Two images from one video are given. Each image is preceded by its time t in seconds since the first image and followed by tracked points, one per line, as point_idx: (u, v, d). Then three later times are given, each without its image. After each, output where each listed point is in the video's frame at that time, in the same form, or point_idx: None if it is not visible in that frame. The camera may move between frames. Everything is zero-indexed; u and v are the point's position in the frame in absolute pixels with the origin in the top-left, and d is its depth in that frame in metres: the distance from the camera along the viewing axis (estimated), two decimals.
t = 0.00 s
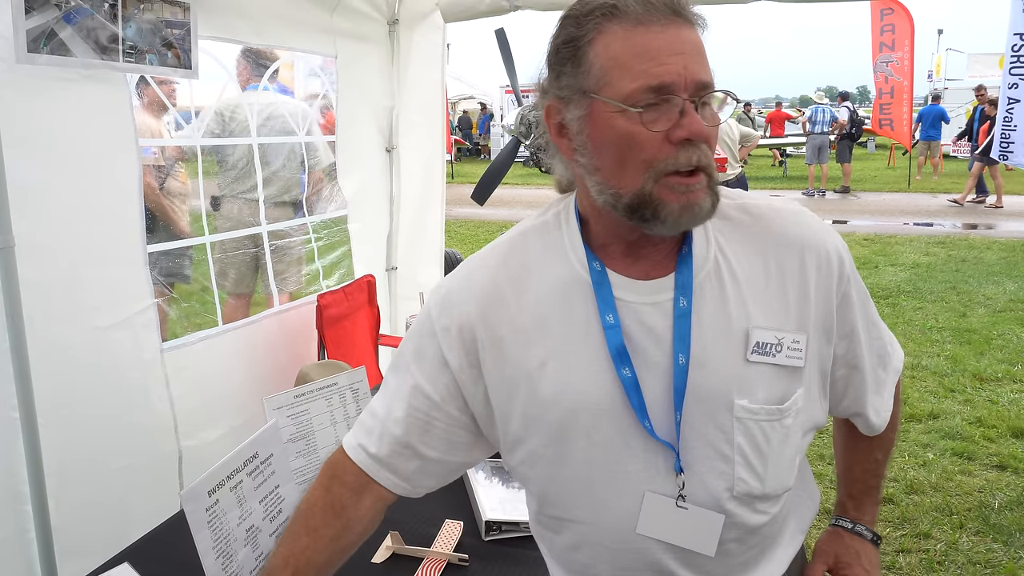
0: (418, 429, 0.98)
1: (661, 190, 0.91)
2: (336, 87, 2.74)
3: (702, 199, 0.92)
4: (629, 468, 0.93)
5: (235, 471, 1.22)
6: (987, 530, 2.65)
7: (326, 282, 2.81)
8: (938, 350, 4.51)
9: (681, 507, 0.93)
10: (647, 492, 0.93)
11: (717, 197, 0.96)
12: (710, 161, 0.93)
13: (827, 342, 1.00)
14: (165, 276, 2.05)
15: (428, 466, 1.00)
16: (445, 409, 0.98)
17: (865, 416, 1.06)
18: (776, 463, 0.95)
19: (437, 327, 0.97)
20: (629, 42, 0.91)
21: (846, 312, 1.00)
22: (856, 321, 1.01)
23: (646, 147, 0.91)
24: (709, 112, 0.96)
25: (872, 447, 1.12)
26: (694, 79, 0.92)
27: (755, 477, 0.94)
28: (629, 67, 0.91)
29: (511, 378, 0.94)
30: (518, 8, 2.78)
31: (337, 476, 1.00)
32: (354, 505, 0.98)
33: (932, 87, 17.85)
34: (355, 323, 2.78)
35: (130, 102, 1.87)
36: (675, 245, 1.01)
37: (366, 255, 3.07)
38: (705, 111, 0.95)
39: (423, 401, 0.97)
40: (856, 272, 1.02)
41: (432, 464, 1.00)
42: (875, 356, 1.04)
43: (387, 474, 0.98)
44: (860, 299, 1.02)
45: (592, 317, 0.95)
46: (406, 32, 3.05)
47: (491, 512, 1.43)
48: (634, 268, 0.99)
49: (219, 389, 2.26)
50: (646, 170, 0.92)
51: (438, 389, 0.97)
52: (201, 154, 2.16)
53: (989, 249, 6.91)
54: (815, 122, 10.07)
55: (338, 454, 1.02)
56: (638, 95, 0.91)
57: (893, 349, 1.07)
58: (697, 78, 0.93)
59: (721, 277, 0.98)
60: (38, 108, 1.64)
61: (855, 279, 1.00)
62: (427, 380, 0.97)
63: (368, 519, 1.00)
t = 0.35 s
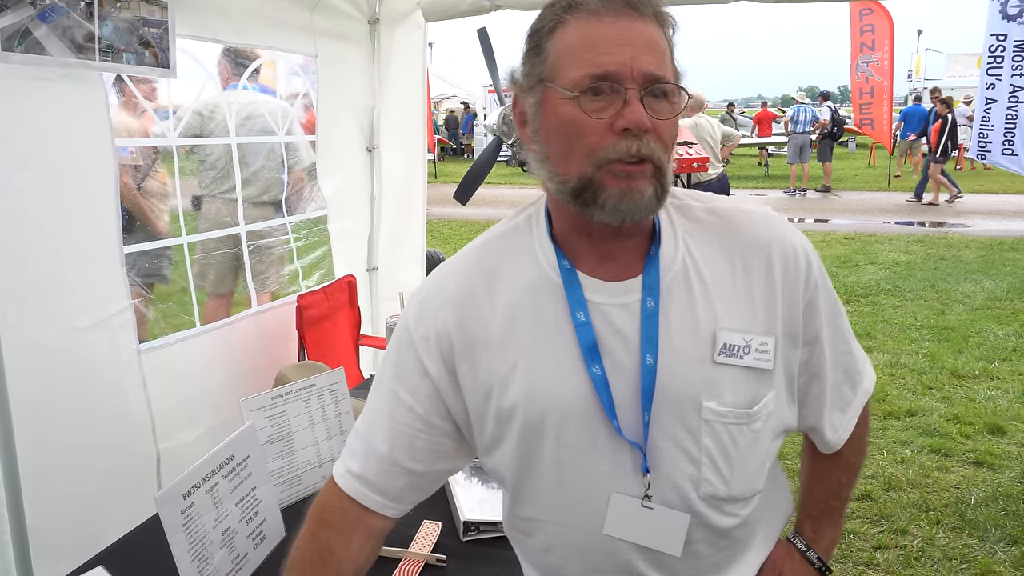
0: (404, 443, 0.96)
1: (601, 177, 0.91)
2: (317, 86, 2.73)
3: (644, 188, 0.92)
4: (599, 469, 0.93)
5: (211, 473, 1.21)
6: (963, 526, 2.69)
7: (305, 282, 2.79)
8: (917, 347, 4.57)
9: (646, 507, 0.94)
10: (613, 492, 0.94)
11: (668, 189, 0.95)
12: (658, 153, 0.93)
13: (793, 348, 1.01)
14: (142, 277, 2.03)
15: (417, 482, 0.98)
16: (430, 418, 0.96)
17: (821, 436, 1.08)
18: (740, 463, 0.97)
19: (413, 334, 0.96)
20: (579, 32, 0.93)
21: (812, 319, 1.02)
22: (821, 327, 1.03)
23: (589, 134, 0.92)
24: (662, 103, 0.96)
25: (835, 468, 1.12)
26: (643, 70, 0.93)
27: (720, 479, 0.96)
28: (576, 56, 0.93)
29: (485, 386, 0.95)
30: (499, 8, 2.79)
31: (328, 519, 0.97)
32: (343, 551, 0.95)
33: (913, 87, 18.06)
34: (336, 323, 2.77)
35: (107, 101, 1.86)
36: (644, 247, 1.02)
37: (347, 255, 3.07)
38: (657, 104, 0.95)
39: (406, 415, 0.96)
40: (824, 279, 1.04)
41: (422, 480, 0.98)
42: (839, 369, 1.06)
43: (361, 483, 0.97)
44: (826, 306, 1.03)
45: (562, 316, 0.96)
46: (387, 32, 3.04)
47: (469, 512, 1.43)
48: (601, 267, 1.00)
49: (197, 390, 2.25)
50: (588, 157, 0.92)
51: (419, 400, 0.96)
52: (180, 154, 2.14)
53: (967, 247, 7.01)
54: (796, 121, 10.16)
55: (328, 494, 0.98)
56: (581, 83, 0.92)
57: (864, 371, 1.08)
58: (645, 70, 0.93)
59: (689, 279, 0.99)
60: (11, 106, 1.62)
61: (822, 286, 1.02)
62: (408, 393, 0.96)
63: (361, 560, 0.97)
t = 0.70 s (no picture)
0: (387, 438, 0.94)
1: (643, 181, 0.91)
2: (305, 86, 2.72)
3: (679, 192, 0.93)
4: (588, 468, 0.93)
5: (193, 476, 1.20)
6: (951, 526, 2.71)
7: (292, 283, 2.78)
8: (906, 347, 4.59)
9: (637, 505, 0.93)
10: (603, 490, 0.93)
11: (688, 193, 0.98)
12: (687, 157, 0.95)
13: (782, 353, 1.01)
14: (129, 279, 2.01)
15: (400, 474, 0.97)
16: (415, 411, 0.95)
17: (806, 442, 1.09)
18: (729, 465, 0.97)
19: (401, 326, 0.95)
20: (617, 34, 0.91)
21: (799, 325, 1.03)
22: (807, 333, 1.03)
23: (631, 138, 0.91)
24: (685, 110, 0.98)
25: (819, 480, 1.13)
26: (676, 76, 0.94)
27: (709, 480, 0.95)
28: (616, 58, 0.91)
29: (473, 379, 0.94)
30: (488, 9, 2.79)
31: (307, 516, 0.94)
32: (322, 549, 0.93)
33: (901, 87, 18.14)
34: (323, 324, 2.77)
35: (91, 102, 1.84)
36: (638, 245, 1.01)
37: (335, 255, 3.05)
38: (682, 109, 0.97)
39: (392, 407, 0.94)
40: (811, 286, 1.04)
41: (404, 472, 0.97)
42: (826, 376, 1.06)
43: (343, 476, 0.95)
44: (813, 313, 1.04)
45: (552, 314, 0.95)
46: (375, 31, 3.03)
47: (455, 515, 1.43)
48: (593, 266, 1.00)
49: (183, 391, 2.23)
50: (629, 161, 0.91)
51: (405, 391, 0.95)
52: (166, 154, 2.13)
53: (955, 247, 7.05)
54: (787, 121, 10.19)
55: (307, 490, 0.96)
56: (623, 87, 0.91)
57: (849, 380, 1.09)
58: (678, 77, 0.94)
59: (680, 280, 0.99)
60: None
61: (810, 294, 1.03)
62: (394, 382, 0.95)
63: (338, 558, 0.95)
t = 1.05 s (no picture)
0: (396, 428, 0.93)
1: (660, 171, 0.90)
2: (303, 83, 2.71)
3: (696, 184, 0.93)
4: (600, 459, 0.92)
5: (193, 472, 1.19)
6: (951, 523, 2.71)
7: (291, 280, 2.77)
8: (903, 345, 4.59)
9: (649, 498, 0.92)
10: (615, 482, 0.92)
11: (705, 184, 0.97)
12: (706, 149, 0.94)
13: (792, 346, 1.01)
14: (127, 275, 2.00)
15: (408, 465, 0.95)
16: (425, 402, 0.94)
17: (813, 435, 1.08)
18: (739, 456, 0.96)
19: (413, 312, 0.93)
20: (640, 20, 0.90)
21: (809, 318, 1.02)
22: (817, 326, 1.03)
23: (651, 126, 0.90)
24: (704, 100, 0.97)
25: (823, 472, 1.12)
26: (697, 65, 0.93)
27: (720, 473, 0.95)
28: (638, 46, 0.90)
29: (485, 368, 0.92)
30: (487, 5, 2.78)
31: (317, 507, 0.93)
32: (329, 541, 0.92)
33: (897, 87, 18.20)
34: (322, 321, 2.75)
35: (88, 96, 1.82)
36: (652, 236, 1.01)
37: (333, 252, 3.04)
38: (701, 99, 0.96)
39: (402, 397, 0.93)
40: (820, 280, 1.04)
41: (412, 464, 0.95)
42: (833, 369, 1.06)
43: (351, 466, 0.94)
44: (823, 307, 1.04)
45: (567, 304, 0.94)
46: (372, 27, 3.02)
47: (457, 511, 1.41)
48: (606, 256, 0.99)
49: (181, 388, 2.22)
50: (647, 150, 0.91)
51: (415, 380, 0.93)
52: (165, 149, 2.12)
53: (952, 246, 7.07)
54: (783, 120, 10.21)
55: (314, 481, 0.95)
56: (644, 75, 0.90)
57: (853, 373, 1.10)
58: (698, 66, 0.93)
59: (694, 272, 0.98)
60: None
61: (819, 287, 1.02)
62: (404, 371, 0.93)
63: (343, 550, 0.94)
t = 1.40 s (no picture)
0: (397, 420, 0.92)
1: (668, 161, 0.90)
2: (300, 82, 2.71)
3: (703, 174, 0.93)
4: (603, 453, 0.91)
5: (189, 469, 1.18)
6: (949, 521, 2.71)
7: (289, 278, 2.77)
8: (901, 344, 4.60)
9: (652, 491, 0.92)
10: (619, 476, 0.91)
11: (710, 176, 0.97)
12: (712, 139, 0.95)
13: (794, 341, 1.01)
14: (124, 273, 1.99)
15: (408, 459, 0.95)
16: (426, 394, 0.93)
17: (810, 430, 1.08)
18: (742, 449, 0.96)
19: (414, 303, 0.92)
20: (645, 11, 0.90)
21: (810, 313, 1.02)
22: (817, 320, 1.03)
23: (658, 117, 0.90)
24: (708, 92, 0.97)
25: (821, 464, 1.13)
26: (702, 56, 0.93)
27: (723, 466, 0.94)
28: (644, 37, 0.90)
29: (487, 361, 0.91)
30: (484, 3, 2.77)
31: (315, 500, 0.93)
32: (327, 534, 0.92)
33: (893, 87, 18.23)
34: (319, 319, 2.74)
35: (83, 93, 1.81)
36: (655, 229, 1.01)
37: (330, 250, 3.03)
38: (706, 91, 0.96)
39: (403, 389, 0.92)
40: (822, 275, 1.04)
41: (412, 458, 0.95)
42: (834, 366, 1.06)
43: (350, 459, 0.93)
44: (823, 303, 1.04)
45: (571, 296, 0.94)
46: (369, 25, 3.01)
47: (455, 508, 1.41)
48: (611, 249, 0.99)
49: (179, 386, 2.21)
50: (654, 140, 0.91)
51: (417, 373, 0.92)
52: (161, 147, 2.11)
53: (949, 245, 7.08)
54: (780, 120, 10.22)
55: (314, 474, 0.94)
56: (650, 66, 0.90)
57: (854, 371, 1.09)
58: (703, 58, 0.93)
59: (697, 266, 0.98)
60: None
61: (820, 283, 1.03)
62: (405, 363, 0.92)
63: (341, 543, 0.94)
